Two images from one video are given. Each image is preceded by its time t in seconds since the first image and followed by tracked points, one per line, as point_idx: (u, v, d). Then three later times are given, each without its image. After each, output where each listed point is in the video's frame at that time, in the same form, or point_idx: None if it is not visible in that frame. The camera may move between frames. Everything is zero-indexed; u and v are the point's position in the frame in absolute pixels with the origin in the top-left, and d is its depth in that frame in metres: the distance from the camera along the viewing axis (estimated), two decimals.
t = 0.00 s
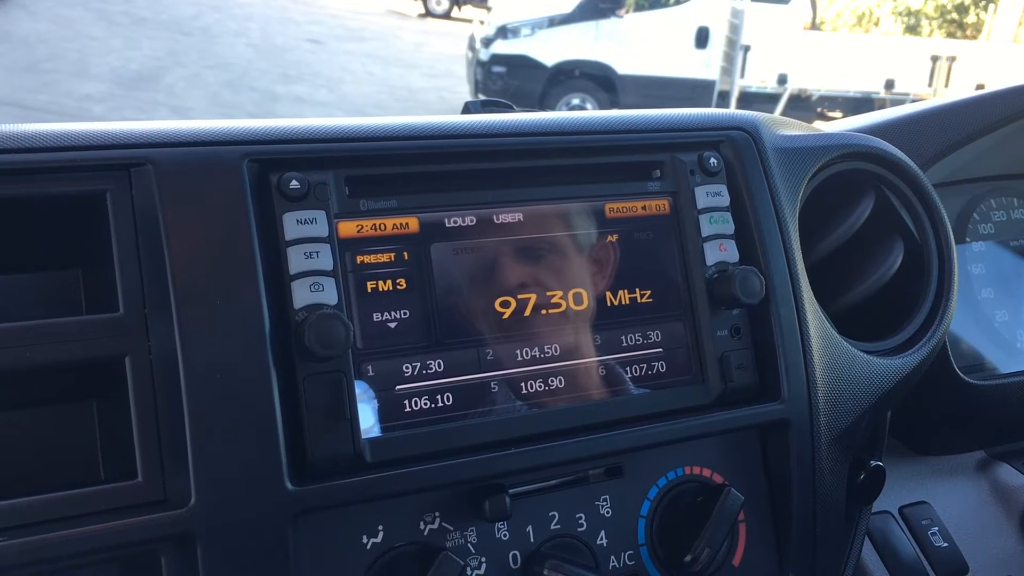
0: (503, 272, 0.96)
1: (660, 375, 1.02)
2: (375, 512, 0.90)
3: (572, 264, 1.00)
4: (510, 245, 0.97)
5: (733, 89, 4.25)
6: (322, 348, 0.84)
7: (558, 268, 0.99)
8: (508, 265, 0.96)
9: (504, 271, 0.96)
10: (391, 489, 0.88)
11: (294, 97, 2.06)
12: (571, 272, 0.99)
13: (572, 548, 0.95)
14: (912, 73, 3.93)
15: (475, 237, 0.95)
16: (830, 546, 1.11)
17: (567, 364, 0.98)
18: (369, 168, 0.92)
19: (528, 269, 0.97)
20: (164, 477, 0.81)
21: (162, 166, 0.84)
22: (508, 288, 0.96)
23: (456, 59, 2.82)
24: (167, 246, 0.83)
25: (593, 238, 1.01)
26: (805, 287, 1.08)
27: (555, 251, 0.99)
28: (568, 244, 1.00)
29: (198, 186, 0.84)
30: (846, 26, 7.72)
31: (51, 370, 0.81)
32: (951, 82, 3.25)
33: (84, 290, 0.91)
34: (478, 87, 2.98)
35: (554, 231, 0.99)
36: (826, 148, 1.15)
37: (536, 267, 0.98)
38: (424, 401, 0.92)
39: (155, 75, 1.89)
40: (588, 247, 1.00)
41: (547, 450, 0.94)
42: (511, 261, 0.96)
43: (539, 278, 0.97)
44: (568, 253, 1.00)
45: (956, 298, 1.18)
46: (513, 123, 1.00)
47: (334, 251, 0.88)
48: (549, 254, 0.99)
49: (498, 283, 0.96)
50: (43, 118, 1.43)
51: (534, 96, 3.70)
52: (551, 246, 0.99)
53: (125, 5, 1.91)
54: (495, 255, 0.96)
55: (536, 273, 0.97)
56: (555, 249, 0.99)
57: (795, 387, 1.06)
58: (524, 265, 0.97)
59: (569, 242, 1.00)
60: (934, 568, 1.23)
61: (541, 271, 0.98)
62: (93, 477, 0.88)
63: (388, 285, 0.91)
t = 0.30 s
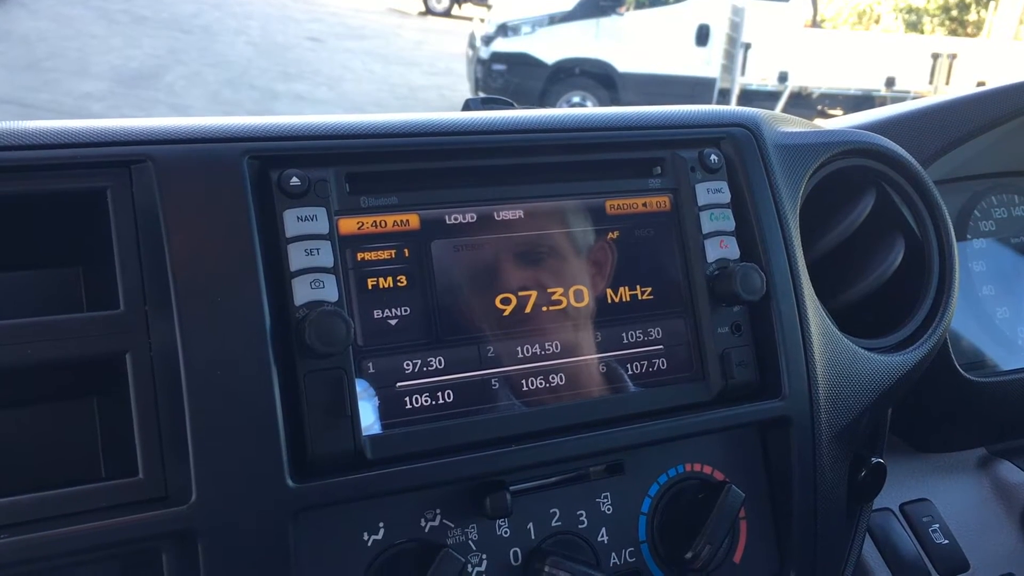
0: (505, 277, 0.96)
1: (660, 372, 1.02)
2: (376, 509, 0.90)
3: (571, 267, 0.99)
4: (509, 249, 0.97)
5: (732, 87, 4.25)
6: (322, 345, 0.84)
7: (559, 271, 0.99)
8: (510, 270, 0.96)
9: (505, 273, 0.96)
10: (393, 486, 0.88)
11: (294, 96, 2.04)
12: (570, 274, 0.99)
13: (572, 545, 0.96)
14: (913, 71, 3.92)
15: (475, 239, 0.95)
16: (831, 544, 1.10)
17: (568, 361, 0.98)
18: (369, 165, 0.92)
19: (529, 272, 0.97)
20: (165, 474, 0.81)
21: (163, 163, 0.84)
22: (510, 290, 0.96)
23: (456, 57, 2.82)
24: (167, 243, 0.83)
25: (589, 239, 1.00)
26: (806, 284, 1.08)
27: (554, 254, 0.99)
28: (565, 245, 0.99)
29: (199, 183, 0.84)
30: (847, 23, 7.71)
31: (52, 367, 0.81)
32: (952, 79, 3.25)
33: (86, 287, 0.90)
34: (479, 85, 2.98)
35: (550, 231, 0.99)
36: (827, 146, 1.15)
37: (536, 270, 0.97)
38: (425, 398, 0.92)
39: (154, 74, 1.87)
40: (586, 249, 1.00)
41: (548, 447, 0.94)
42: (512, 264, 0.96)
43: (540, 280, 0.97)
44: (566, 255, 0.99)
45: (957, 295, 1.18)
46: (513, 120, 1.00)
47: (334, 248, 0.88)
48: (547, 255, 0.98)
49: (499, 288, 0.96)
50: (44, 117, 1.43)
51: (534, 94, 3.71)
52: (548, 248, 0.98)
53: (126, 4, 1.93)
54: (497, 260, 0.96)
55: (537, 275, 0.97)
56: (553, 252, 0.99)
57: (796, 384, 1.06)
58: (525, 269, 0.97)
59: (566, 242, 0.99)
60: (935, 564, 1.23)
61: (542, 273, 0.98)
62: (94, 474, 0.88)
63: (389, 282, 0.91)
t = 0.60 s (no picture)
0: (516, 272, 0.96)
1: (666, 373, 1.02)
2: (382, 511, 0.90)
3: (584, 261, 0.99)
4: (522, 243, 0.97)
5: (733, 85, 4.25)
6: (328, 347, 0.84)
7: (571, 266, 0.99)
8: (522, 265, 0.96)
9: (518, 268, 0.96)
10: (399, 488, 0.88)
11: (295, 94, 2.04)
12: (582, 268, 0.99)
13: (578, 546, 0.96)
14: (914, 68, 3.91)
15: (487, 235, 0.95)
16: (836, 545, 1.11)
17: (573, 362, 0.98)
18: (374, 167, 0.92)
19: (542, 266, 0.97)
20: (171, 476, 0.81)
21: (168, 165, 0.84)
22: (523, 286, 0.96)
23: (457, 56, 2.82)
24: (173, 246, 0.82)
25: (602, 237, 1.00)
26: (811, 285, 1.08)
27: (567, 249, 0.99)
28: (580, 243, 1.00)
29: (204, 185, 0.84)
30: (848, 21, 7.69)
31: (58, 369, 0.81)
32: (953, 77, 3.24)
33: (91, 289, 0.91)
34: (480, 84, 2.97)
35: (564, 229, 0.99)
36: (832, 146, 1.15)
37: (549, 264, 0.98)
38: (430, 400, 0.92)
39: (155, 73, 1.87)
40: (598, 245, 1.00)
41: (554, 449, 0.94)
42: (525, 258, 0.97)
43: (552, 274, 0.98)
44: (580, 251, 0.99)
45: (962, 295, 1.18)
46: (518, 121, 1.00)
47: (340, 250, 0.88)
48: (562, 252, 0.99)
49: (511, 284, 0.96)
50: (45, 117, 1.42)
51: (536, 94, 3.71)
52: (563, 244, 0.99)
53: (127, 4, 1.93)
54: (509, 253, 0.96)
55: (549, 269, 0.98)
56: (567, 247, 0.99)
57: (801, 385, 1.06)
58: (536, 262, 0.97)
59: (580, 240, 1.00)
60: (939, 564, 1.24)
61: (553, 267, 0.98)
62: (99, 477, 0.88)
63: (396, 284, 0.91)
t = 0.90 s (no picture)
0: (516, 275, 0.96)
1: (668, 375, 1.02)
2: (384, 513, 0.90)
3: (586, 264, 1.00)
4: (526, 244, 0.97)
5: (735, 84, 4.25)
6: (330, 349, 0.84)
7: (574, 268, 0.99)
8: (526, 267, 0.97)
9: (520, 272, 0.96)
10: (401, 489, 0.88)
11: (296, 94, 2.04)
12: (585, 272, 0.99)
13: (579, 548, 0.96)
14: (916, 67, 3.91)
15: (494, 234, 0.96)
16: (838, 546, 1.11)
17: (575, 363, 0.98)
18: (375, 169, 0.92)
19: (544, 270, 0.97)
20: (173, 479, 0.81)
21: (170, 168, 0.84)
22: (525, 289, 0.96)
23: (459, 56, 2.82)
24: (175, 249, 0.83)
25: (604, 239, 1.01)
26: (813, 286, 1.08)
27: (570, 252, 0.99)
28: (583, 245, 1.00)
29: (207, 189, 0.84)
30: (849, 20, 7.69)
31: (58, 372, 0.81)
32: (955, 76, 3.24)
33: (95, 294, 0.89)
34: (481, 84, 2.98)
35: (569, 232, 0.99)
36: (833, 146, 1.15)
37: (552, 267, 0.98)
38: (432, 402, 0.92)
39: (157, 74, 1.88)
40: (601, 248, 1.00)
41: (556, 451, 0.94)
42: (528, 261, 0.97)
43: (554, 277, 0.98)
44: (583, 254, 1.00)
45: (964, 296, 1.18)
46: (519, 123, 1.00)
47: (342, 252, 0.88)
48: (566, 255, 0.99)
49: (515, 283, 0.96)
50: (48, 117, 1.42)
51: (538, 93, 3.71)
52: (567, 247, 0.99)
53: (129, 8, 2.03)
54: (512, 255, 0.96)
55: (551, 273, 0.98)
56: (570, 250, 0.99)
57: (803, 386, 1.06)
58: (539, 266, 0.97)
59: (583, 242, 1.00)
60: (942, 566, 1.24)
61: (556, 271, 0.98)
62: (102, 478, 0.88)
63: (398, 286, 0.91)
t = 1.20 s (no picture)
0: (509, 280, 0.96)
1: (673, 376, 1.02)
2: (391, 515, 0.90)
3: (578, 268, 0.99)
4: (517, 250, 0.96)
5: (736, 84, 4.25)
6: (337, 352, 0.84)
7: (565, 272, 0.98)
8: (516, 272, 0.96)
9: (512, 277, 0.96)
10: (408, 491, 0.88)
11: (298, 96, 2.04)
12: (577, 275, 0.99)
13: (585, 549, 0.96)
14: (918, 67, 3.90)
15: (489, 240, 0.95)
16: (842, 547, 1.11)
17: (581, 365, 0.98)
18: (382, 171, 0.92)
19: (535, 275, 0.97)
20: (181, 481, 0.81)
21: (178, 170, 0.84)
22: (518, 294, 0.96)
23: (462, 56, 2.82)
24: (183, 251, 0.83)
25: (595, 241, 1.00)
26: (818, 287, 1.08)
27: (560, 256, 0.98)
28: (573, 248, 0.99)
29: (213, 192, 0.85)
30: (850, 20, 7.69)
31: (66, 374, 0.81)
32: (957, 76, 3.25)
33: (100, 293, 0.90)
34: (482, 84, 2.99)
35: (559, 235, 0.99)
36: (838, 148, 1.15)
37: (542, 272, 0.97)
38: (438, 404, 0.92)
39: (160, 74, 1.88)
40: (591, 250, 1.00)
41: (561, 453, 0.94)
42: (519, 266, 0.96)
43: (546, 283, 0.97)
44: (573, 257, 0.99)
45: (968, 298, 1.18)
46: (525, 125, 1.00)
47: (348, 254, 0.89)
48: (556, 260, 0.98)
49: (508, 289, 0.96)
50: (52, 118, 1.43)
51: (539, 92, 3.71)
52: (556, 251, 0.98)
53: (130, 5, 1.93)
54: (504, 260, 0.96)
55: (543, 278, 0.97)
56: (561, 254, 0.98)
57: (808, 388, 1.06)
58: (532, 271, 0.97)
59: (574, 245, 0.99)
60: (947, 566, 1.24)
61: (548, 276, 0.97)
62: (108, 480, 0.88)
63: (404, 288, 0.92)
